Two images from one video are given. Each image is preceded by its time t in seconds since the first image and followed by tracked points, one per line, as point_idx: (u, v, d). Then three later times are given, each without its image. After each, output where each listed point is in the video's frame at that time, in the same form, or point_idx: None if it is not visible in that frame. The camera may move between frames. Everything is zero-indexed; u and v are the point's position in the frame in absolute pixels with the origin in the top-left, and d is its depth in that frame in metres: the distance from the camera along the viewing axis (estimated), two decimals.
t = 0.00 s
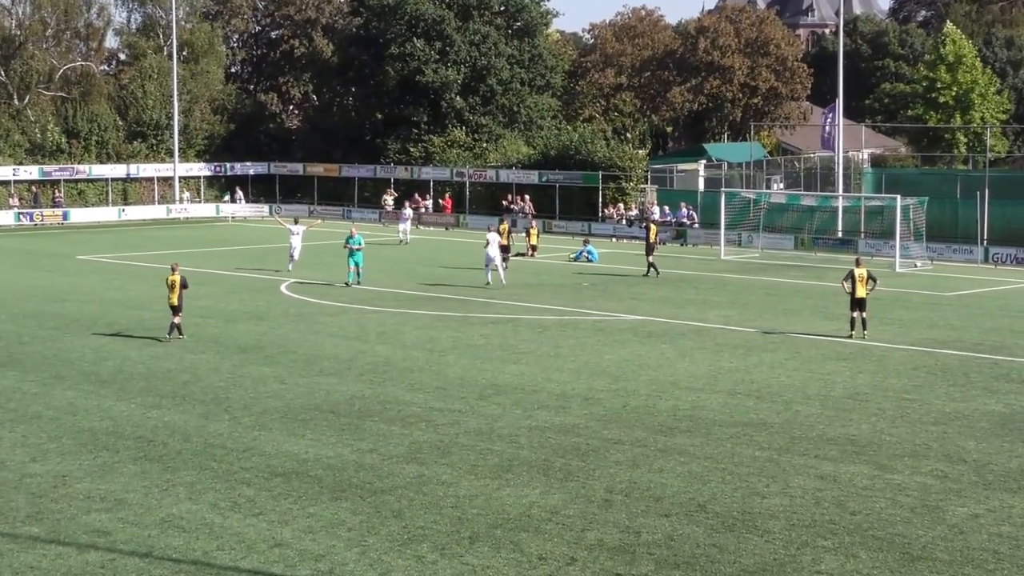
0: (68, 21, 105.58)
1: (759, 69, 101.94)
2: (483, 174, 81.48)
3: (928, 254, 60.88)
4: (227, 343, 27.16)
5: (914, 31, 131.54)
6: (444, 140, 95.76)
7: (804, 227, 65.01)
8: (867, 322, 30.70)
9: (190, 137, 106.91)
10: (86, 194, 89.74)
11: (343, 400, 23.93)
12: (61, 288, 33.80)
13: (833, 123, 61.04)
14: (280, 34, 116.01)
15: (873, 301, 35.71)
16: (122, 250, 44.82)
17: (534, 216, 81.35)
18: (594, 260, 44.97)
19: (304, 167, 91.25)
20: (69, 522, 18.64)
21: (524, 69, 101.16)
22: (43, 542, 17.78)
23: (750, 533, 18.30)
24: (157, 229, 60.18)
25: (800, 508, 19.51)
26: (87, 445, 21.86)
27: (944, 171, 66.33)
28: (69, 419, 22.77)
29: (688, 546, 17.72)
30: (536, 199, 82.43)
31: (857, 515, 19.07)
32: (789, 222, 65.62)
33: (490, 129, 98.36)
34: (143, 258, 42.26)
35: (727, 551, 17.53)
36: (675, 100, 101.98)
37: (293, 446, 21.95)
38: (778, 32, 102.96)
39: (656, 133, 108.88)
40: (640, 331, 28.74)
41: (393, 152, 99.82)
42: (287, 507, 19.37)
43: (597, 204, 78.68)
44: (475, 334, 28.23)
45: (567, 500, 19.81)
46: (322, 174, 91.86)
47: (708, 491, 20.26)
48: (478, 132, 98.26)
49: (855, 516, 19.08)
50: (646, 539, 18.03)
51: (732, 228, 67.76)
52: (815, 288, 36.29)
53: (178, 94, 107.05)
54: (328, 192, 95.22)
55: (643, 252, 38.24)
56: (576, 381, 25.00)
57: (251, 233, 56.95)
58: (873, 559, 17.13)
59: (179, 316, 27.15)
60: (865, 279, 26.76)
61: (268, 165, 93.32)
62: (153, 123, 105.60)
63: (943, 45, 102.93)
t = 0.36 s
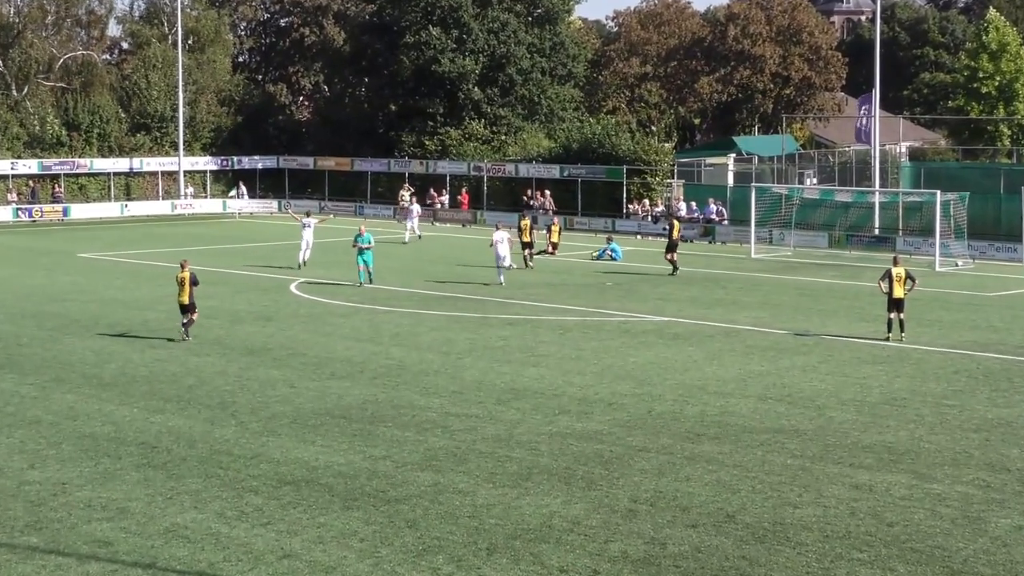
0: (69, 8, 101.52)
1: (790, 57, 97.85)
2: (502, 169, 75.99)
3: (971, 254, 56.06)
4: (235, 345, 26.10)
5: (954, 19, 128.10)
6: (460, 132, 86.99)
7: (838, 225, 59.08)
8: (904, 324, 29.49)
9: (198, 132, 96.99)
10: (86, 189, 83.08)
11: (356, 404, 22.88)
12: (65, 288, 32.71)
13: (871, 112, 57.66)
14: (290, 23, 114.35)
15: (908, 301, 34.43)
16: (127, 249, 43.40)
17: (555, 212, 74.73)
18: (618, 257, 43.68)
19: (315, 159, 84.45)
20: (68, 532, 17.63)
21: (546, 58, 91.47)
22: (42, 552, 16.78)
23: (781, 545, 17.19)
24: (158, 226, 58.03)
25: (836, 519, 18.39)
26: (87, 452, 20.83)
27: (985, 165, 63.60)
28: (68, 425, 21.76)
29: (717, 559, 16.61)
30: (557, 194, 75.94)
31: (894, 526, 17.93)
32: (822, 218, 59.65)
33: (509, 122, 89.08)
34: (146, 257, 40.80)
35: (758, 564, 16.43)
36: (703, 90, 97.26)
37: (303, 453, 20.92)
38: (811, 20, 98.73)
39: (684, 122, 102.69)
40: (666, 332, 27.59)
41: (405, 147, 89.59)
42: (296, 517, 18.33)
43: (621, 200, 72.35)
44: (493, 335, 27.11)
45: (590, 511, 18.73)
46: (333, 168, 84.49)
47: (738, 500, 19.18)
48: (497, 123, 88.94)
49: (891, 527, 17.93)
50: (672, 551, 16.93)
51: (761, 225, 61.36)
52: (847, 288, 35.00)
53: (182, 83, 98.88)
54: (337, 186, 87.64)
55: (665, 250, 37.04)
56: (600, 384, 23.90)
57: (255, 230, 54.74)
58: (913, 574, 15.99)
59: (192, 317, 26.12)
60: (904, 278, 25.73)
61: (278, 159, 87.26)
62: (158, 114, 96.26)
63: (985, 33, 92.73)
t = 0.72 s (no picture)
0: None
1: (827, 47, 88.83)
2: (523, 164, 73.73)
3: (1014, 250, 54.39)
4: (245, 347, 25.09)
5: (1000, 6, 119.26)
6: (481, 125, 85.34)
7: (873, 222, 57.88)
8: (945, 327, 28.31)
9: (205, 124, 95.21)
10: (89, 184, 80.52)
11: (370, 409, 21.87)
12: (69, 288, 31.71)
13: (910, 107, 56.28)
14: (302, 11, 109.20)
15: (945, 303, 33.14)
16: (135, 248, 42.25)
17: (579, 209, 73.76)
18: (644, 256, 42.47)
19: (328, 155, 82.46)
20: (70, 543, 16.67)
21: (570, 48, 89.61)
22: (40, 565, 15.82)
23: (817, 559, 16.13)
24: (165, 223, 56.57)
25: (874, 531, 17.31)
26: (89, 459, 19.87)
27: None
28: (70, 431, 20.80)
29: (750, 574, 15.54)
30: (582, 190, 75.36)
31: (935, 539, 16.86)
32: (856, 216, 58.42)
33: (531, 114, 86.98)
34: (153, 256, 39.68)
35: None
36: (734, 81, 88.99)
37: (314, 460, 19.93)
38: (848, 6, 89.90)
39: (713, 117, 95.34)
40: (694, 335, 26.51)
41: (423, 140, 88.69)
42: (308, 527, 17.35)
43: (648, 196, 71.29)
44: (513, 338, 26.07)
45: (615, 522, 17.69)
46: (347, 163, 82.45)
47: (770, 512, 18.10)
48: (518, 116, 86.92)
49: (931, 540, 16.86)
50: (699, 565, 15.89)
51: (794, 222, 59.86)
52: (881, 289, 33.75)
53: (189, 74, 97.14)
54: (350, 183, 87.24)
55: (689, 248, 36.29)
56: (625, 389, 22.83)
57: (262, 228, 53.26)
58: None
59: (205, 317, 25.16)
60: (946, 279, 24.83)
61: (289, 154, 84.62)
62: (165, 107, 93.18)
63: None
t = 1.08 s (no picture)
0: None
1: (866, 36, 80.40)
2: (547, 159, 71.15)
3: None
4: (256, 350, 24.14)
5: None
6: (502, 118, 81.26)
7: (913, 220, 55.59)
8: (987, 330, 27.21)
9: (214, 118, 91.40)
10: (94, 180, 77.31)
11: (386, 415, 20.89)
12: (75, 288, 30.70)
13: (953, 101, 54.41)
14: None
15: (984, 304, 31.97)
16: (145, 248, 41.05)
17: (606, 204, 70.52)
18: (674, 255, 41.24)
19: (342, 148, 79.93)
20: (71, 555, 15.74)
21: (596, 37, 84.55)
22: None
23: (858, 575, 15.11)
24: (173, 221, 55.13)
25: (916, 545, 16.28)
26: (93, 467, 18.93)
27: None
28: (72, 437, 19.86)
29: None
30: (606, 185, 71.64)
31: (981, 554, 15.82)
32: (895, 213, 56.10)
33: (556, 106, 82.78)
34: (164, 256, 38.54)
35: None
36: (767, 74, 81.14)
37: (328, 469, 18.97)
38: None
39: (746, 108, 87.89)
40: (724, 338, 25.46)
41: (441, 134, 84.39)
42: (321, 538, 16.39)
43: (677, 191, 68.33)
44: (536, 341, 25.05)
45: (643, 534, 16.69)
46: (362, 157, 79.24)
47: (806, 523, 17.08)
48: (542, 108, 82.77)
49: (978, 554, 15.82)
50: None
51: (829, 220, 57.47)
52: (918, 291, 32.57)
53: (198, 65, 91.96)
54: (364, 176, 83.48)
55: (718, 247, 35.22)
56: (653, 394, 21.80)
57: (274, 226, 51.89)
58: None
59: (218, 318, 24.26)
60: (990, 278, 24.04)
61: (301, 147, 81.69)
62: (172, 99, 89.28)
63: None
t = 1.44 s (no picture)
0: None
1: (908, 24, 75.90)
2: (573, 154, 67.88)
3: None
4: (270, 353, 23.19)
5: None
6: (526, 111, 79.31)
7: (957, 218, 53.32)
8: None
9: (225, 112, 88.58)
10: (99, 175, 75.35)
11: (406, 422, 19.93)
12: (83, 289, 29.78)
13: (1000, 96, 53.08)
14: None
15: None
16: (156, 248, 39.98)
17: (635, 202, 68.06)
18: (706, 255, 40.00)
19: (358, 143, 77.10)
20: (74, 568, 14.86)
21: (624, 26, 81.48)
22: None
23: None
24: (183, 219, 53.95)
25: (962, 560, 15.26)
26: (99, 476, 18.03)
27: None
28: (78, 445, 18.97)
29: None
30: (636, 182, 69.60)
31: None
32: (939, 211, 53.80)
33: (583, 98, 80.44)
34: (175, 256, 37.49)
35: None
36: (804, 65, 76.70)
37: (344, 478, 18.04)
38: None
39: (779, 101, 83.51)
40: (757, 342, 24.42)
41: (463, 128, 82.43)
42: (337, 551, 15.46)
43: (710, 188, 65.97)
44: (560, 344, 24.07)
45: (673, 547, 15.75)
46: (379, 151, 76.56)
47: (844, 537, 16.09)
48: (569, 101, 80.54)
49: None
50: None
51: (870, 218, 55.46)
52: (957, 293, 31.44)
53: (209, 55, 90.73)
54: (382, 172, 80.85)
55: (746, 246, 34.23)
56: (685, 401, 20.81)
57: (287, 225, 50.70)
58: None
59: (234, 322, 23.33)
60: None
61: (316, 143, 78.80)
62: (181, 91, 87.10)
63: None
